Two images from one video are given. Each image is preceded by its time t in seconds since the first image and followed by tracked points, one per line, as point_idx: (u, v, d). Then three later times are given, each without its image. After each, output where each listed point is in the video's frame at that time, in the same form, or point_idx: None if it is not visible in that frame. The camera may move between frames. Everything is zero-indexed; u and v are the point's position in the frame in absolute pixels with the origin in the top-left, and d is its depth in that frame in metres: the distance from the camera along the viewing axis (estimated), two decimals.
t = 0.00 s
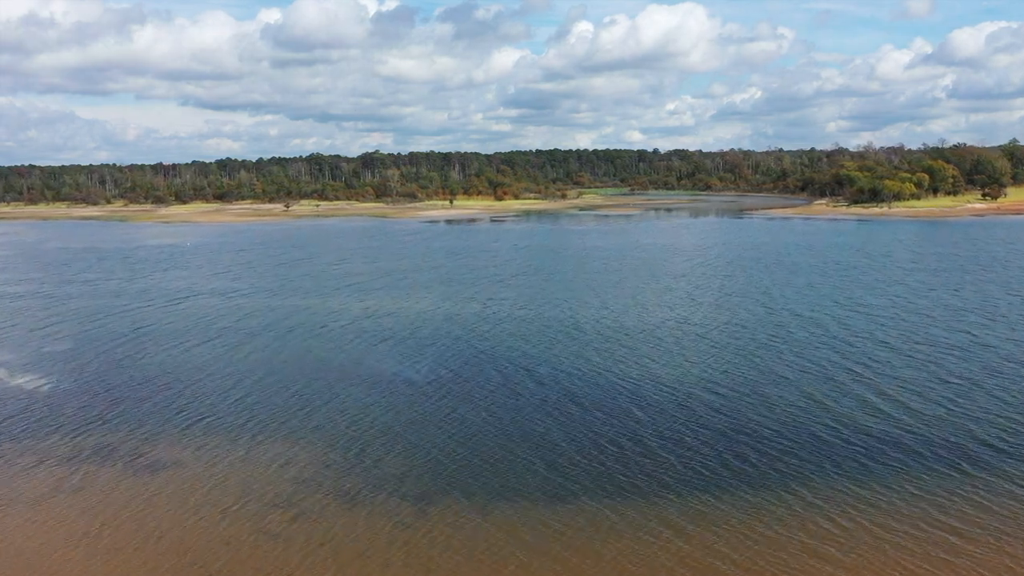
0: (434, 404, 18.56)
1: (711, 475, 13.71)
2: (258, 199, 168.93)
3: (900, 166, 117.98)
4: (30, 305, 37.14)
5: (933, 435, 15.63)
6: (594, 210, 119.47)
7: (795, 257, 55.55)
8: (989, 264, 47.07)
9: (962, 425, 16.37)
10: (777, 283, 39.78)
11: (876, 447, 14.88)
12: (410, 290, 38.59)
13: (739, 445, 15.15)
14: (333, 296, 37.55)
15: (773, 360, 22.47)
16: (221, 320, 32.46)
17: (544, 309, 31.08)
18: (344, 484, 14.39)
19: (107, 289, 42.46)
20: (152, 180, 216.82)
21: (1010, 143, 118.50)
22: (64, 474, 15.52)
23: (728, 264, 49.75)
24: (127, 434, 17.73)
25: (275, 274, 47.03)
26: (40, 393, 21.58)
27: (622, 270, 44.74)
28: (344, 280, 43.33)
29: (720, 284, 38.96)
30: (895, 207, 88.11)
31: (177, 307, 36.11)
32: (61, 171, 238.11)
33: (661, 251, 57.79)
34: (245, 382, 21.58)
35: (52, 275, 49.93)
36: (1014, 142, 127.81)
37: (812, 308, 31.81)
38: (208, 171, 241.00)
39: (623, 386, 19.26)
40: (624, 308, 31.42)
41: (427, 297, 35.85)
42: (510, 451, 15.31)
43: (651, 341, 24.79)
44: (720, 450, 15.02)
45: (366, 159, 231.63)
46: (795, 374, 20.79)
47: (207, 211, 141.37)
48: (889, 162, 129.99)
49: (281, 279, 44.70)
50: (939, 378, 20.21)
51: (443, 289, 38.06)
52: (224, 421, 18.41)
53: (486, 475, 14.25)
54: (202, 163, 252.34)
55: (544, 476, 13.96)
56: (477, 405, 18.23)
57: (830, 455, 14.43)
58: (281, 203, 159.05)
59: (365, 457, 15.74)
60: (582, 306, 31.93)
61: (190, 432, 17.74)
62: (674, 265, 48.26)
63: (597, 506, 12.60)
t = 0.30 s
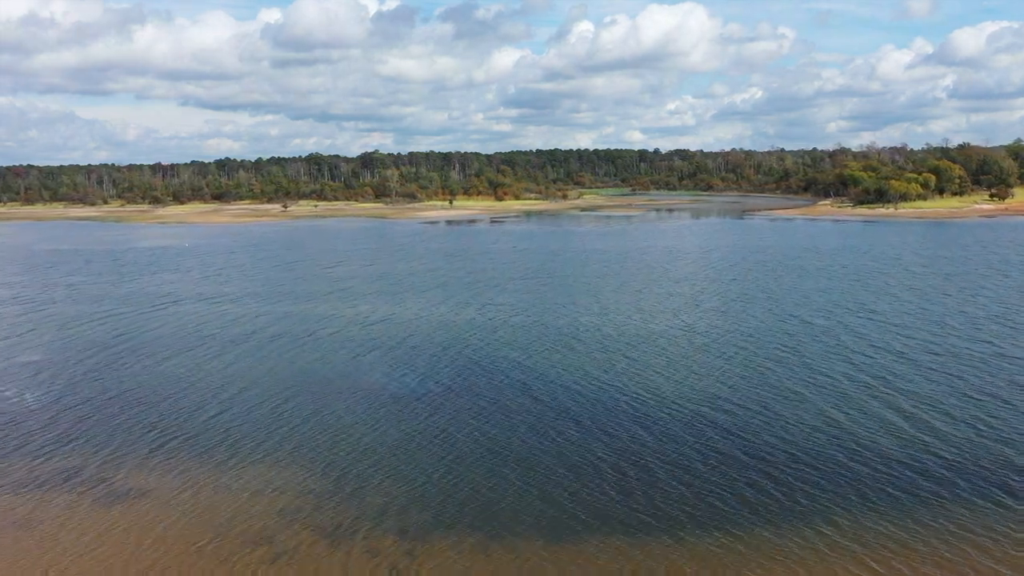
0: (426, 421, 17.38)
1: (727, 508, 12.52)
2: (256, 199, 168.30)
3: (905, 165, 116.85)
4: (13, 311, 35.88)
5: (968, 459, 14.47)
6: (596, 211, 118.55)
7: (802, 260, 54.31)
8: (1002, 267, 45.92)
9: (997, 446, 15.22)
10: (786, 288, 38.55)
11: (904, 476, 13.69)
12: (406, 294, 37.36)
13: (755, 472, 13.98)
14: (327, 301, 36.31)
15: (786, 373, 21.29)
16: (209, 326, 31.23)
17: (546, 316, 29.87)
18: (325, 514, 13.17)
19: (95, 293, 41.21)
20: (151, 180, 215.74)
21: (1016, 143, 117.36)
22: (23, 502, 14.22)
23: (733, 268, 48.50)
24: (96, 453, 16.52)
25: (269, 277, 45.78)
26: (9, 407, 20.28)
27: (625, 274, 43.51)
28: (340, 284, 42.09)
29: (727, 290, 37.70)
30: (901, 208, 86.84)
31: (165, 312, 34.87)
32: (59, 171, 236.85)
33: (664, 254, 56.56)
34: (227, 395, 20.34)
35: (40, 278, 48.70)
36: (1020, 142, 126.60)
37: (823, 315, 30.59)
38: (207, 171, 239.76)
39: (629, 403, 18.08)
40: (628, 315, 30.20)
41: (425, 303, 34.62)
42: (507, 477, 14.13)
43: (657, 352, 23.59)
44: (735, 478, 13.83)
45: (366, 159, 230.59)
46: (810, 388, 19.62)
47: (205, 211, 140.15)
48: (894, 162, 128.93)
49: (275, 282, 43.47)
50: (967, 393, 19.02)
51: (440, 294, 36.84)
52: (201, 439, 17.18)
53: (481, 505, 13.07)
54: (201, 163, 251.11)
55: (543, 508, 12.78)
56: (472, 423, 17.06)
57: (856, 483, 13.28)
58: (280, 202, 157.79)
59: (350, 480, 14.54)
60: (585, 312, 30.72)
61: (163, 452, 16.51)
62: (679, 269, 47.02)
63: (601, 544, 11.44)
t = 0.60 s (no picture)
0: (416, 441, 16.14)
1: (745, 555, 11.40)
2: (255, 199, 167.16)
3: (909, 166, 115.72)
4: None
5: (1009, 492, 13.34)
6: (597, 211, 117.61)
7: (808, 262, 52.97)
8: (1016, 271, 44.76)
9: None
10: (795, 293, 37.19)
11: (937, 516, 12.54)
12: (403, 299, 36.02)
13: (774, 509, 12.81)
14: (320, 306, 34.96)
15: (800, 387, 20.11)
16: (195, 332, 29.87)
17: (546, 324, 28.55)
18: (299, 553, 11.87)
19: (81, 297, 39.85)
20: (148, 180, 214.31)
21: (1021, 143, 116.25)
22: None
23: (739, 271, 47.13)
24: (57, 478, 15.22)
25: (261, 280, 44.42)
26: None
27: (628, 278, 42.14)
28: (334, 287, 40.73)
29: (735, 295, 36.37)
30: (908, 209, 85.46)
31: (150, 318, 33.50)
32: (57, 171, 235.61)
33: (668, 256, 55.27)
34: (205, 411, 19.00)
35: (27, 281, 47.36)
36: None
37: (836, 322, 29.22)
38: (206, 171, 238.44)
39: (636, 423, 16.88)
40: (633, 323, 28.86)
41: (420, 308, 33.25)
42: (504, 512, 12.95)
43: (661, 363, 22.37)
44: (753, 516, 12.68)
45: (365, 159, 229.41)
46: (827, 406, 18.43)
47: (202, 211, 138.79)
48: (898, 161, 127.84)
49: (267, 286, 42.11)
50: (996, 411, 17.87)
51: (438, 299, 35.51)
52: (171, 462, 15.85)
53: (474, 546, 11.86)
54: (200, 163, 249.79)
55: (543, 550, 11.64)
56: (466, 446, 15.84)
57: (888, 526, 12.17)
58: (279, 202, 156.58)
59: (330, 511, 13.26)
60: (587, 320, 29.42)
61: (129, 476, 15.18)
62: (684, 272, 45.63)
63: None
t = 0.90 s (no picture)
0: (407, 466, 15.10)
1: None
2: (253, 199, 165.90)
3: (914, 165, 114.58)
4: None
5: None
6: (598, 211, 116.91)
7: (815, 265, 51.76)
8: None
9: None
10: (804, 299, 35.95)
11: (976, 559, 11.53)
12: (399, 304, 34.78)
13: (796, 548, 11.79)
14: (313, 312, 33.73)
15: (816, 405, 19.06)
16: (179, 339, 28.60)
17: (547, 332, 27.34)
18: None
19: (67, 302, 38.59)
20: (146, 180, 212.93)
21: None
22: None
23: (745, 274, 45.91)
24: (14, 504, 14.00)
25: (254, 284, 43.13)
26: None
27: (631, 282, 40.91)
28: (327, 292, 39.46)
29: (742, 300, 35.14)
30: (914, 210, 84.22)
31: (135, 324, 32.23)
32: (55, 172, 234.32)
33: (671, 259, 54.04)
34: (181, 429, 17.75)
35: (13, 284, 46.05)
36: None
37: (849, 331, 28.00)
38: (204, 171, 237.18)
39: (644, 448, 15.85)
40: (637, 331, 27.66)
41: (416, 314, 32.00)
42: (499, 548, 11.89)
43: (668, 377, 21.26)
44: (774, 555, 11.66)
45: (364, 159, 228.19)
46: (845, 429, 17.37)
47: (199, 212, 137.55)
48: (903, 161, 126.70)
49: (259, 290, 40.85)
50: None
51: (434, 304, 34.25)
52: (139, 486, 14.61)
53: None
54: (199, 163, 248.56)
55: None
56: (461, 470, 14.79)
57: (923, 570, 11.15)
58: (277, 202, 155.44)
59: (309, 546, 12.10)
60: (589, 327, 28.22)
61: (91, 502, 13.95)
62: (689, 276, 44.40)
63: None
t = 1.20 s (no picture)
0: (393, 494, 13.94)
1: None
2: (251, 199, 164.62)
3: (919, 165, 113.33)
4: None
5: None
6: (599, 211, 116.47)
7: (824, 269, 50.42)
8: None
9: None
10: (814, 304, 34.71)
11: None
12: (394, 310, 33.46)
13: None
14: (305, 317, 32.41)
15: (834, 424, 17.83)
16: (162, 347, 27.32)
17: (549, 341, 26.05)
18: None
19: (51, 306, 37.24)
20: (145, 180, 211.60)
21: None
22: None
23: (752, 278, 44.59)
24: None
25: (245, 287, 41.76)
26: None
27: (636, 286, 39.60)
28: (321, 297, 38.13)
29: (751, 306, 33.80)
30: (921, 210, 82.88)
31: (118, 330, 30.88)
32: (52, 171, 232.98)
33: (676, 262, 52.71)
34: (153, 450, 16.47)
35: None
36: None
37: (867, 340, 26.68)
38: (202, 171, 235.56)
39: (649, 476, 14.70)
40: (643, 340, 26.35)
41: (412, 321, 30.67)
42: None
43: (674, 391, 20.10)
44: None
45: (364, 159, 227.06)
46: (867, 448, 16.24)
47: (196, 212, 136.16)
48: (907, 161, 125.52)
49: (251, 294, 39.49)
50: None
51: (432, 310, 32.92)
52: (101, 517, 13.35)
53: None
54: (197, 163, 247.22)
55: None
56: (451, 502, 13.63)
57: None
58: (276, 202, 154.19)
59: None
60: (594, 336, 26.91)
61: (42, 537, 12.75)
62: (694, 280, 43.08)
63: None
